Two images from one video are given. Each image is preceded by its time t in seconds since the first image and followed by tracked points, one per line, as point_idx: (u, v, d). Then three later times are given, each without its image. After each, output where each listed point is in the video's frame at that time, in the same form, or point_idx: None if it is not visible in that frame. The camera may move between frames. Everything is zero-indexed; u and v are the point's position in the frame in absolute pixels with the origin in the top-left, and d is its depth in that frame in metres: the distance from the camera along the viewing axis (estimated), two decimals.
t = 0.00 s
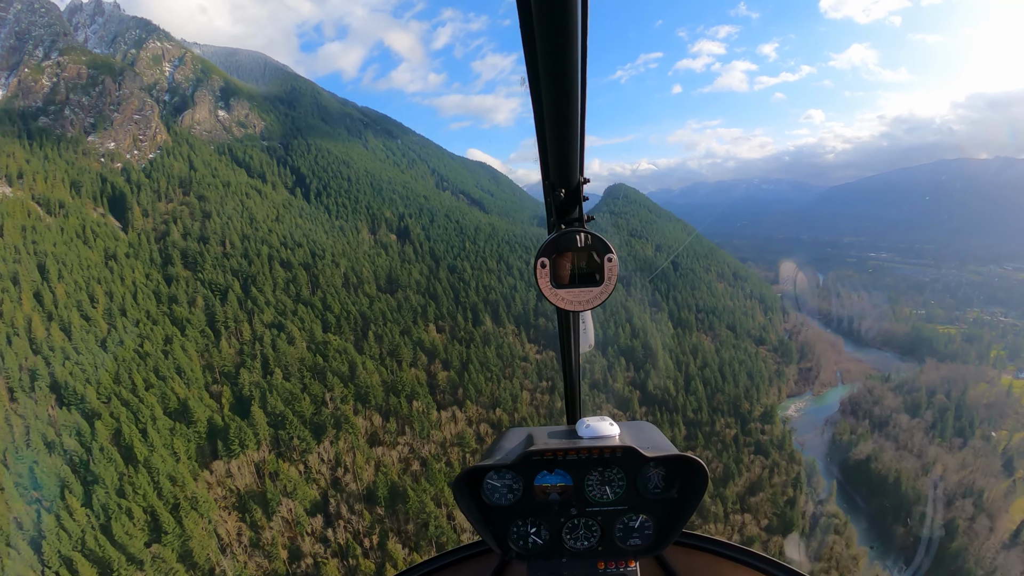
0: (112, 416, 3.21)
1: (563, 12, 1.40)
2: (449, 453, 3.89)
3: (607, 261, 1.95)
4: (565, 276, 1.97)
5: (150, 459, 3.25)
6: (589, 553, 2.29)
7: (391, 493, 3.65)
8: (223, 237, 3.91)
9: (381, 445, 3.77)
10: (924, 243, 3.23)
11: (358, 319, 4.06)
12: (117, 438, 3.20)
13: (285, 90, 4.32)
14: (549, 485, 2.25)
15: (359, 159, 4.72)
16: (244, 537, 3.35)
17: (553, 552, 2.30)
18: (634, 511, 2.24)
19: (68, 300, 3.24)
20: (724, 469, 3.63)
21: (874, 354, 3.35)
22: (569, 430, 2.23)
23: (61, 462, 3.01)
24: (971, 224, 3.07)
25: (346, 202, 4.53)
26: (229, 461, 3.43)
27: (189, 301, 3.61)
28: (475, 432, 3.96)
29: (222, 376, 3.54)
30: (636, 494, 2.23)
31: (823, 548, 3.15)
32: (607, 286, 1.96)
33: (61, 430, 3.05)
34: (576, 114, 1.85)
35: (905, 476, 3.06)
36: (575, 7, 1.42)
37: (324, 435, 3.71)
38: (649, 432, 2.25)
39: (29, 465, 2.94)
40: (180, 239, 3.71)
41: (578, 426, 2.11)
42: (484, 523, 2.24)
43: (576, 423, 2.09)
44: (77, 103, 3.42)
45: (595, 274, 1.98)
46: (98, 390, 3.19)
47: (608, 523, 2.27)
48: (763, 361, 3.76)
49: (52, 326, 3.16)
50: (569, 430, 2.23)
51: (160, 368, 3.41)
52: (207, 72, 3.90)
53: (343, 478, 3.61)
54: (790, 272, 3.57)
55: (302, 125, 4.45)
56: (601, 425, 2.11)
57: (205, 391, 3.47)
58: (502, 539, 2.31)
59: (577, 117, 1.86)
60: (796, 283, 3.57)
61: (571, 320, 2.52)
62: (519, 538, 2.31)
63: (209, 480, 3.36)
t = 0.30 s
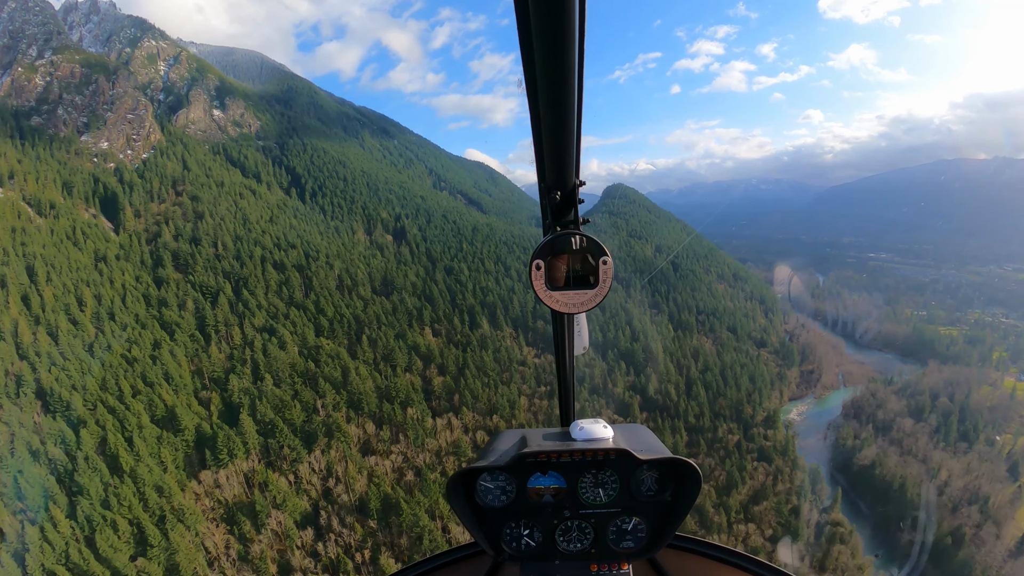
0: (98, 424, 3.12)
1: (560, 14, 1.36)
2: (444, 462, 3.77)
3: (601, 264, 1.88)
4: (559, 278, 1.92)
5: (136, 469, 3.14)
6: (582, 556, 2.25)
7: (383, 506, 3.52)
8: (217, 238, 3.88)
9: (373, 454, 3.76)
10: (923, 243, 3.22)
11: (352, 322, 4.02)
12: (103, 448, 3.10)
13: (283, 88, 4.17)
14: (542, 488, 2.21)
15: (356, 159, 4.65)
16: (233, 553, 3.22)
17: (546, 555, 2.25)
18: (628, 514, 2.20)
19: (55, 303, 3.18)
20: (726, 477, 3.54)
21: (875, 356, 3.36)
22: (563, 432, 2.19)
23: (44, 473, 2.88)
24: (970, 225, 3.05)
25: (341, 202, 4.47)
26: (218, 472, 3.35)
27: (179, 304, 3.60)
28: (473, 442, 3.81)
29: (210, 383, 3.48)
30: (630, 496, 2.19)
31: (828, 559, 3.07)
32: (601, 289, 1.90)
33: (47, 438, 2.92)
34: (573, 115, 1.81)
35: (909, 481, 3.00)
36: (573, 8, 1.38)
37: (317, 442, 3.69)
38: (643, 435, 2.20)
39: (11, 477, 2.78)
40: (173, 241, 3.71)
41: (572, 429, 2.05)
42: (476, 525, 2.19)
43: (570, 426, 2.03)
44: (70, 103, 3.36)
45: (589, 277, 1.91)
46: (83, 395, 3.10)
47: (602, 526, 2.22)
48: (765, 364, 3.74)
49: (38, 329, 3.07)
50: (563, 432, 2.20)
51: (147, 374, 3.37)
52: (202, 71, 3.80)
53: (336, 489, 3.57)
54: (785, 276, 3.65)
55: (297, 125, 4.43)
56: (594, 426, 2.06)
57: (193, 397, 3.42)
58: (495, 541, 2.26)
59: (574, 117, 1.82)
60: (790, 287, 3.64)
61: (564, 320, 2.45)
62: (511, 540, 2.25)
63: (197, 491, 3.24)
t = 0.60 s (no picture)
0: (83, 432, 3.07)
1: (559, 4, 1.32)
2: (439, 470, 3.72)
3: (597, 267, 1.87)
4: (555, 281, 1.88)
5: (120, 480, 3.09)
6: (573, 559, 2.20)
7: (375, 519, 3.49)
8: (208, 239, 3.83)
9: (366, 463, 3.71)
10: (920, 243, 3.13)
11: (345, 325, 3.97)
12: (88, 457, 3.04)
13: (279, 89, 4.14)
14: (535, 490, 2.17)
15: (353, 160, 4.59)
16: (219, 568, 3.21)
17: (538, 557, 2.21)
18: (620, 517, 2.16)
19: (42, 306, 3.11)
20: (729, 485, 3.48)
21: (876, 358, 3.34)
22: (557, 434, 2.17)
23: (26, 483, 2.86)
24: (974, 224, 2.92)
25: (336, 203, 4.43)
26: (206, 481, 3.32)
27: (168, 307, 3.56)
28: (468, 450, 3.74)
29: (199, 387, 3.48)
30: (622, 499, 2.15)
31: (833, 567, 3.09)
32: (596, 292, 1.88)
33: (28, 447, 2.90)
34: (570, 116, 1.78)
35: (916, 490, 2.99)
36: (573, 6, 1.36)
37: (309, 450, 3.70)
38: (636, 439, 2.16)
39: None
40: (164, 241, 3.65)
41: (565, 431, 2.04)
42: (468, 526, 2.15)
43: (562, 428, 2.02)
44: (63, 102, 3.34)
45: (584, 280, 1.88)
46: (68, 401, 3.09)
47: (594, 529, 2.18)
48: (767, 368, 3.69)
49: (22, 333, 3.03)
50: (557, 434, 2.17)
51: (134, 377, 3.35)
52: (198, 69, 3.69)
53: (326, 501, 3.52)
54: (779, 280, 3.65)
55: (293, 125, 4.37)
56: (588, 429, 2.04)
57: (182, 402, 3.41)
58: (486, 543, 2.21)
59: (571, 119, 1.80)
60: (785, 291, 3.64)
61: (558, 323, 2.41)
62: (502, 542, 2.20)
63: (184, 502, 3.23)
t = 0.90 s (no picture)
0: (67, 440, 3.13)
1: (559, 4, 1.30)
2: (433, 479, 3.73)
3: (595, 269, 1.83)
4: (554, 283, 1.85)
5: (104, 491, 3.17)
6: (569, 561, 2.15)
7: (366, 533, 3.46)
8: (201, 240, 3.77)
9: (358, 474, 3.68)
10: (919, 244, 3.10)
11: (338, 328, 3.92)
12: (72, 465, 3.11)
13: (276, 87, 4.05)
14: (531, 491, 2.14)
15: (349, 159, 4.49)
16: None
17: (534, 558, 2.16)
18: (616, 519, 2.12)
19: (29, 309, 3.13)
20: (733, 496, 3.47)
21: (878, 360, 3.31)
22: (555, 435, 2.14)
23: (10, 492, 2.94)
24: (976, 225, 2.89)
25: (332, 203, 4.36)
26: (191, 492, 3.37)
27: (157, 310, 3.50)
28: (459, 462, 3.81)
29: (187, 394, 3.46)
30: (618, 501, 2.11)
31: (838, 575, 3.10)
32: (595, 294, 1.84)
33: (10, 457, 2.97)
34: (569, 117, 1.75)
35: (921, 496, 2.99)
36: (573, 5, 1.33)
37: (299, 459, 3.65)
38: (633, 441, 2.12)
39: None
40: (155, 243, 3.58)
41: (561, 433, 2.00)
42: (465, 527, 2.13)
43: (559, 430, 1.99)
44: (55, 100, 3.32)
45: (583, 282, 1.85)
46: (53, 408, 3.12)
47: (590, 531, 2.14)
48: (767, 370, 3.61)
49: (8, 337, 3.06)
50: (555, 436, 2.14)
51: (120, 385, 3.33)
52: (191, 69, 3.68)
53: (315, 514, 3.49)
54: (778, 284, 3.58)
55: (289, 124, 4.25)
56: (585, 431, 2.00)
57: (170, 409, 3.41)
58: (483, 544, 2.18)
59: (570, 120, 1.77)
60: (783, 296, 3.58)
61: (557, 326, 2.39)
62: (498, 543, 2.16)
63: (170, 513, 3.31)
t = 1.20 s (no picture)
0: (52, 449, 3.06)
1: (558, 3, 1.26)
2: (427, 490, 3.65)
3: (596, 270, 1.78)
4: (553, 284, 1.81)
5: (88, 502, 3.09)
6: (567, 562, 2.11)
7: (358, 546, 3.46)
8: (194, 241, 3.74)
9: (349, 484, 3.64)
10: (919, 246, 3.06)
11: (331, 332, 3.88)
12: (56, 474, 3.05)
13: (271, 86, 3.94)
14: (530, 492, 2.09)
15: (345, 158, 4.39)
16: None
17: (534, 559, 2.12)
18: (615, 519, 2.08)
19: (15, 312, 3.09)
20: (736, 505, 3.40)
21: (880, 362, 3.27)
22: (554, 436, 2.09)
23: None
24: (974, 225, 2.88)
25: (326, 202, 4.32)
26: (178, 502, 3.28)
27: (146, 313, 3.46)
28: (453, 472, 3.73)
29: (174, 401, 3.40)
30: (617, 502, 2.07)
31: None
32: (594, 294, 1.80)
33: None
34: (570, 117, 1.71)
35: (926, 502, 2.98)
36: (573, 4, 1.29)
37: (289, 469, 3.60)
38: (634, 442, 2.08)
39: None
40: (146, 243, 3.55)
41: (561, 434, 1.95)
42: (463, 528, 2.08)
43: (559, 430, 1.94)
44: (48, 99, 3.30)
45: (583, 283, 1.81)
46: (37, 415, 3.06)
47: (588, 532, 2.09)
48: (769, 373, 3.60)
49: None
50: (554, 436, 2.09)
51: (106, 391, 3.27)
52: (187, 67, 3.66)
53: (306, 525, 3.47)
54: (777, 285, 3.56)
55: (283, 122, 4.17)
56: (584, 432, 1.95)
57: (157, 416, 3.33)
58: (482, 545, 2.13)
59: (571, 120, 1.72)
60: (782, 299, 3.55)
61: (556, 328, 2.34)
62: (498, 544, 2.12)
63: (155, 525, 3.22)
